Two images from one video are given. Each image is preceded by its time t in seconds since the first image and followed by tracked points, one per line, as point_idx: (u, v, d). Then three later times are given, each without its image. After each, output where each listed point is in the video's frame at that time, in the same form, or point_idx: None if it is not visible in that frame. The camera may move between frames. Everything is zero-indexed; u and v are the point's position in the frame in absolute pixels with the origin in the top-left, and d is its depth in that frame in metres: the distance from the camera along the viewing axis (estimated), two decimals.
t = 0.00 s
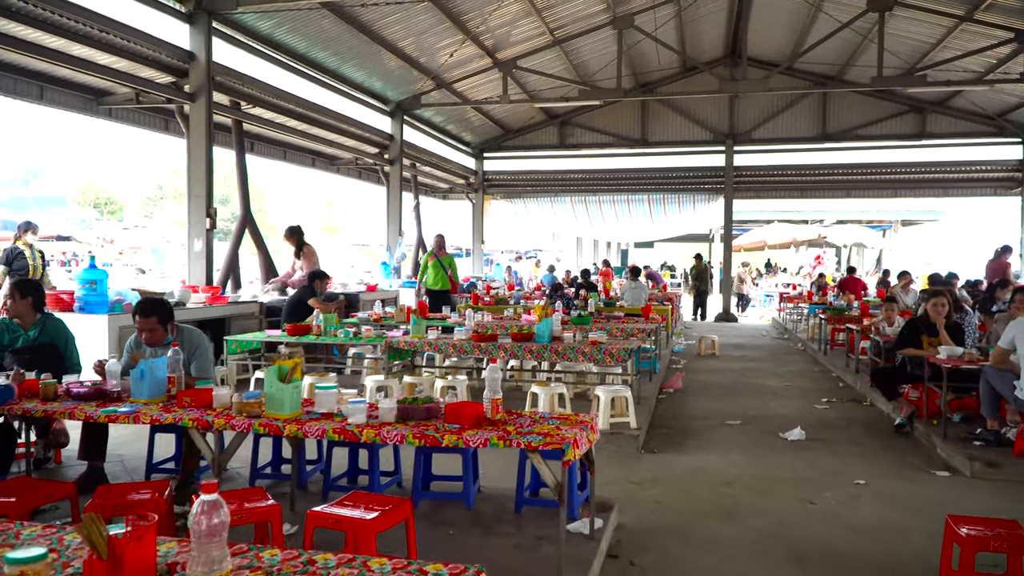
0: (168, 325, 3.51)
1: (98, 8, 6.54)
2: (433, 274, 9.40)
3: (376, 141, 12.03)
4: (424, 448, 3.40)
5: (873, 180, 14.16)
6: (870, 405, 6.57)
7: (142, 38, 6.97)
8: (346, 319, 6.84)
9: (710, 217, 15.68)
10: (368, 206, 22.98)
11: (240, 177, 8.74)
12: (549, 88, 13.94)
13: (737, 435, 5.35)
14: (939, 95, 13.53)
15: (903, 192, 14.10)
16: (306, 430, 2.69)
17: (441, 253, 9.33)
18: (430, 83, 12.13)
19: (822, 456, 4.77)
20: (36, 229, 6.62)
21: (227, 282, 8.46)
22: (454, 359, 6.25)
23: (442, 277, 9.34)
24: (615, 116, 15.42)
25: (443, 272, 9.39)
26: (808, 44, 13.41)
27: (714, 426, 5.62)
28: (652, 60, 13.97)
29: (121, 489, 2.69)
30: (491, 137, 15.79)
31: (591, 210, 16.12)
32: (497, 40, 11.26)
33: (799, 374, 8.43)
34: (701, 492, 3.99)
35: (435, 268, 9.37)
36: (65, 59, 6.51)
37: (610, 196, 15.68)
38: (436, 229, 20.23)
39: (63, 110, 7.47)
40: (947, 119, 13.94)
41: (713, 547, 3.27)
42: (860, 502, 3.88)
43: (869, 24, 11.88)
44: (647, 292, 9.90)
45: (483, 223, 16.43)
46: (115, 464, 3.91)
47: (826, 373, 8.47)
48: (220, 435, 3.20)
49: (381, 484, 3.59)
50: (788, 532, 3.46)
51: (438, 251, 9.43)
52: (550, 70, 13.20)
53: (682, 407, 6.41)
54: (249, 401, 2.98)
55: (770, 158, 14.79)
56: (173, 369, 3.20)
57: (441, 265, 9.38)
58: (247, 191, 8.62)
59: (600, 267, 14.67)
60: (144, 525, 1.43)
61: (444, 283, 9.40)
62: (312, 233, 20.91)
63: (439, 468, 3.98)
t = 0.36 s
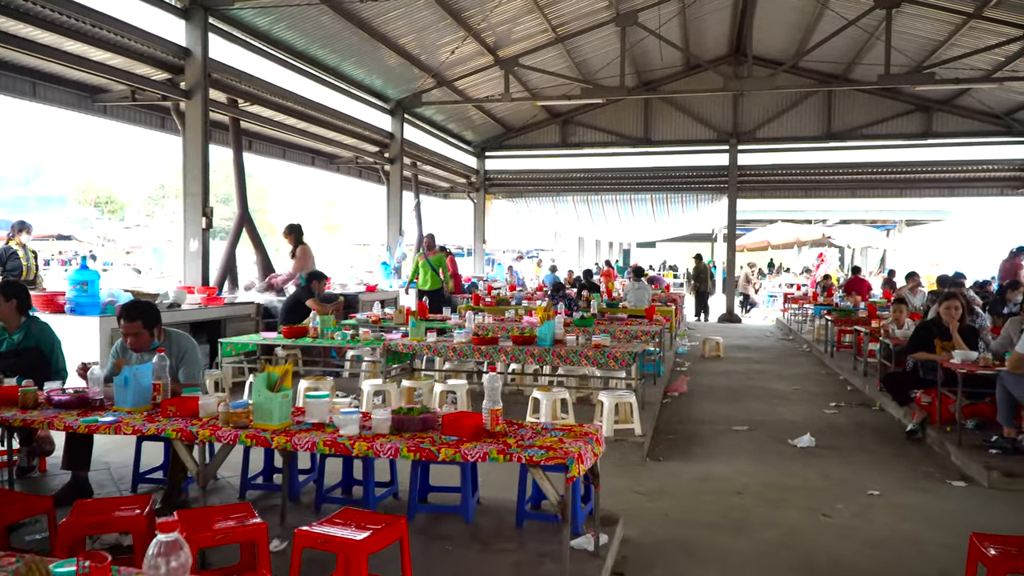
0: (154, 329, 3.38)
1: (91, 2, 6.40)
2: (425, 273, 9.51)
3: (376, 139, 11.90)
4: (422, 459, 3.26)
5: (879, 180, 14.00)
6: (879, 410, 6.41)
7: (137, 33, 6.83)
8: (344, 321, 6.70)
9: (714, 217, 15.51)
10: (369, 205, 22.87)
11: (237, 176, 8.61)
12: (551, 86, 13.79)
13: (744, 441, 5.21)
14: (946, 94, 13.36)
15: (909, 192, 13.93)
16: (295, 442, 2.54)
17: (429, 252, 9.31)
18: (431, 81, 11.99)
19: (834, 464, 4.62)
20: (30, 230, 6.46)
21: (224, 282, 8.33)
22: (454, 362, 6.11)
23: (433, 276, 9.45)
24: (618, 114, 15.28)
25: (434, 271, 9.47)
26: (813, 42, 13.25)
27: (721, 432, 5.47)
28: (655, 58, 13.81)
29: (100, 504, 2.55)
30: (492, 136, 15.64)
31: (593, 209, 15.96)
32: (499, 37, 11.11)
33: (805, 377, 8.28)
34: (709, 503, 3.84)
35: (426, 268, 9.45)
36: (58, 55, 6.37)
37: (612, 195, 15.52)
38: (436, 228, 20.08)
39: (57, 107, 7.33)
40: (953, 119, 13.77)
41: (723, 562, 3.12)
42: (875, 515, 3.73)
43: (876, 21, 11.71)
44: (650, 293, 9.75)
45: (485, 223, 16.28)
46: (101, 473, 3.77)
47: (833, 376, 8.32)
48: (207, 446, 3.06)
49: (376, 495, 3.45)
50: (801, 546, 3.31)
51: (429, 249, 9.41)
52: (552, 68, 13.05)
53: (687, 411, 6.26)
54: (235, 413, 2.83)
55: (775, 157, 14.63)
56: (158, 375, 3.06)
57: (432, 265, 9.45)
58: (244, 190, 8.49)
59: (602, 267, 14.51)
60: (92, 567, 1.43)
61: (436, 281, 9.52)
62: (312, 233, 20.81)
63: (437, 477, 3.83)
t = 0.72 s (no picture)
0: (142, 334, 3.27)
1: None
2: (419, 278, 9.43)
3: (375, 140, 11.80)
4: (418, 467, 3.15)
5: (881, 181, 13.90)
6: (885, 415, 6.30)
7: (130, 31, 6.72)
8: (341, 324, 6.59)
9: (715, 218, 15.40)
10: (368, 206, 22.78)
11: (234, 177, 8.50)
12: (551, 87, 13.69)
13: (749, 447, 5.09)
14: (948, 94, 13.26)
15: (911, 193, 13.83)
16: (286, 453, 2.43)
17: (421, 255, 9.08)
18: (430, 81, 11.89)
19: (842, 471, 4.50)
20: (23, 231, 6.36)
21: (221, 284, 8.22)
22: (453, 366, 5.99)
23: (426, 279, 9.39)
24: (619, 115, 15.18)
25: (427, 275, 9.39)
26: (816, 41, 13.14)
27: (725, 437, 5.36)
28: (656, 57, 13.71)
29: (82, 518, 2.44)
30: (492, 136, 15.53)
31: (593, 210, 15.85)
32: (499, 36, 11.01)
33: (809, 380, 8.17)
34: (715, 513, 3.73)
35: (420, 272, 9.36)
36: (49, 53, 6.25)
37: (613, 195, 15.40)
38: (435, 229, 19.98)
39: (50, 107, 7.22)
40: (956, 119, 13.67)
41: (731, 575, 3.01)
42: (887, 525, 3.62)
43: (879, 20, 11.61)
44: (652, 295, 9.64)
45: (484, 224, 16.17)
46: (89, 481, 3.65)
47: (836, 379, 8.20)
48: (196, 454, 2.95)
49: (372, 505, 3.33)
50: (811, 558, 3.20)
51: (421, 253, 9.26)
52: (553, 67, 12.94)
53: (690, 416, 6.15)
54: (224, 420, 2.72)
55: (777, 158, 14.52)
56: (146, 382, 2.95)
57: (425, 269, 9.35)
58: (240, 191, 8.38)
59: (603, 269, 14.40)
60: None
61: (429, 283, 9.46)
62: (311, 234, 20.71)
63: (435, 486, 3.72)
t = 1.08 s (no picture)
0: (132, 336, 3.20)
1: None
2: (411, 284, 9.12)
3: (375, 140, 11.74)
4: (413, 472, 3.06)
5: (885, 181, 13.82)
6: (891, 417, 6.21)
7: (127, 29, 6.65)
8: (340, 326, 6.51)
9: (718, 219, 15.32)
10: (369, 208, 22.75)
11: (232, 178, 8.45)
12: (553, 87, 13.62)
13: (753, 451, 5.00)
14: (953, 94, 13.16)
15: (916, 194, 13.74)
16: (275, 459, 2.35)
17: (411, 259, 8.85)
18: (431, 81, 11.83)
19: (848, 476, 4.41)
20: (17, 231, 6.24)
21: (219, 285, 8.16)
22: (452, 368, 5.92)
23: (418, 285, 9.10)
24: (621, 115, 15.10)
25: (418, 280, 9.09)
26: (819, 41, 13.06)
27: (728, 441, 5.27)
28: (658, 58, 13.63)
29: (64, 526, 2.36)
30: (494, 137, 15.45)
31: (595, 212, 15.75)
32: (500, 36, 10.93)
33: (813, 383, 8.08)
34: (719, 519, 3.64)
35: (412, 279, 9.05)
36: (45, 52, 6.19)
37: (615, 196, 15.30)
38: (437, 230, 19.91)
39: (46, 106, 7.15)
40: (961, 120, 13.56)
41: None
42: (895, 532, 3.53)
43: (882, 19, 11.52)
44: (654, 297, 9.55)
45: (486, 225, 16.09)
46: (77, 486, 3.57)
47: (841, 382, 8.10)
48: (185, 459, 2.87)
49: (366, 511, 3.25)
50: (817, 566, 3.11)
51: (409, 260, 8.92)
52: (554, 68, 12.87)
53: (693, 419, 6.07)
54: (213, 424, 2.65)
55: (780, 159, 14.43)
56: (134, 385, 2.88)
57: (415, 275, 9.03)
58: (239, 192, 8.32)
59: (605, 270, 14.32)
60: None
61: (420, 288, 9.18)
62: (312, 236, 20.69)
63: (432, 492, 3.63)
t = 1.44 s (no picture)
0: (116, 339, 3.10)
1: None
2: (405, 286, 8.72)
3: (376, 139, 11.64)
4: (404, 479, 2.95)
5: (891, 180, 13.68)
6: (898, 420, 6.08)
7: (122, 26, 6.56)
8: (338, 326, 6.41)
9: (722, 218, 15.18)
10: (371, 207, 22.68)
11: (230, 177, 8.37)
12: (555, 85, 13.49)
13: (758, 455, 4.89)
14: (959, 92, 12.99)
15: (922, 192, 13.59)
16: (255, 469, 2.24)
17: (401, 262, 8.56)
18: (432, 79, 11.72)
19: (855, 482, 4.29)
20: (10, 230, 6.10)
21: (216, 284, 8.08)
22: (450, 371, 5.81)
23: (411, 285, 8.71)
24: (623, 114, 14.97)
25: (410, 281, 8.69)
26: (824, 38, 12.90)
27: (732, 445, 5.15)
28: (661, 55, 13.50)
29: (35, 539, 2.26)
30: (495, 136, 15.33)
31: (598, 211, 15.61)
32: (501, 33, 10.82)
33: (818, 384, 7.95)
34: (722, 528, 3.53)
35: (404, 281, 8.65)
36: (37, 49, 6.09)
37: (618, 195, 15.16)
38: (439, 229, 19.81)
39: (41, 104, 7.07)
40: (967, 117, 13.39)
41: None
42: (904, 541, 3.41)
43: (887, 16, 11.37)
44: (657, 297, 9.43)
45: (488, 224, 15.98)
46: (61, 493, 3.47)
47: (847, 383, 7.97)
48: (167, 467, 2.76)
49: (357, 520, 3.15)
50: None
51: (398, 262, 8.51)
52: (556, 65, 12.76)
53: (696, 421, 5.95)
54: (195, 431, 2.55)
55: (785, 157, 14.29)
56: (113, 390, 2.77)
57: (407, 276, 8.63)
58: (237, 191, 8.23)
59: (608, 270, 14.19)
60: None
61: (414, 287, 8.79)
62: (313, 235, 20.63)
63: (425, 499, 3.52)
